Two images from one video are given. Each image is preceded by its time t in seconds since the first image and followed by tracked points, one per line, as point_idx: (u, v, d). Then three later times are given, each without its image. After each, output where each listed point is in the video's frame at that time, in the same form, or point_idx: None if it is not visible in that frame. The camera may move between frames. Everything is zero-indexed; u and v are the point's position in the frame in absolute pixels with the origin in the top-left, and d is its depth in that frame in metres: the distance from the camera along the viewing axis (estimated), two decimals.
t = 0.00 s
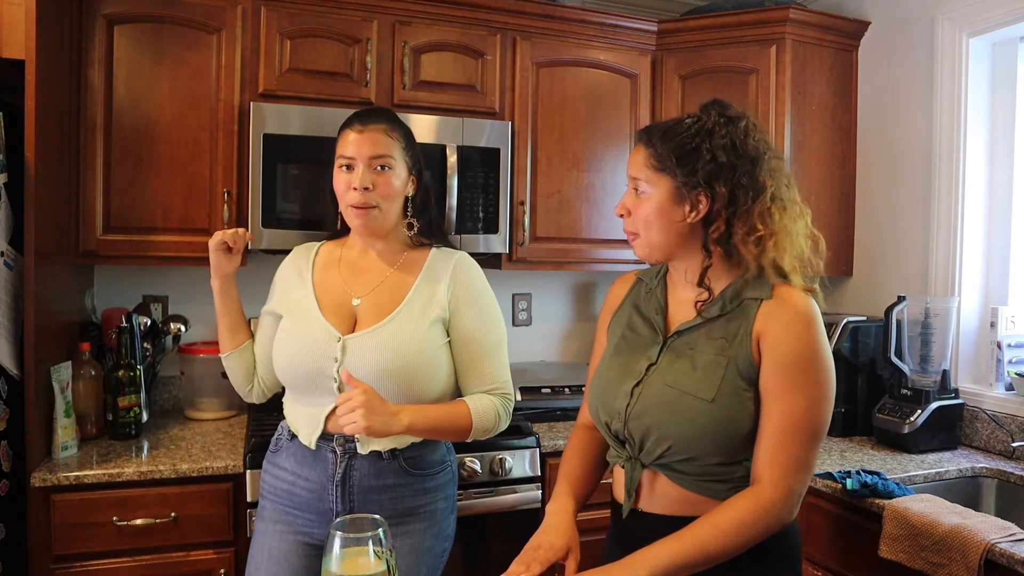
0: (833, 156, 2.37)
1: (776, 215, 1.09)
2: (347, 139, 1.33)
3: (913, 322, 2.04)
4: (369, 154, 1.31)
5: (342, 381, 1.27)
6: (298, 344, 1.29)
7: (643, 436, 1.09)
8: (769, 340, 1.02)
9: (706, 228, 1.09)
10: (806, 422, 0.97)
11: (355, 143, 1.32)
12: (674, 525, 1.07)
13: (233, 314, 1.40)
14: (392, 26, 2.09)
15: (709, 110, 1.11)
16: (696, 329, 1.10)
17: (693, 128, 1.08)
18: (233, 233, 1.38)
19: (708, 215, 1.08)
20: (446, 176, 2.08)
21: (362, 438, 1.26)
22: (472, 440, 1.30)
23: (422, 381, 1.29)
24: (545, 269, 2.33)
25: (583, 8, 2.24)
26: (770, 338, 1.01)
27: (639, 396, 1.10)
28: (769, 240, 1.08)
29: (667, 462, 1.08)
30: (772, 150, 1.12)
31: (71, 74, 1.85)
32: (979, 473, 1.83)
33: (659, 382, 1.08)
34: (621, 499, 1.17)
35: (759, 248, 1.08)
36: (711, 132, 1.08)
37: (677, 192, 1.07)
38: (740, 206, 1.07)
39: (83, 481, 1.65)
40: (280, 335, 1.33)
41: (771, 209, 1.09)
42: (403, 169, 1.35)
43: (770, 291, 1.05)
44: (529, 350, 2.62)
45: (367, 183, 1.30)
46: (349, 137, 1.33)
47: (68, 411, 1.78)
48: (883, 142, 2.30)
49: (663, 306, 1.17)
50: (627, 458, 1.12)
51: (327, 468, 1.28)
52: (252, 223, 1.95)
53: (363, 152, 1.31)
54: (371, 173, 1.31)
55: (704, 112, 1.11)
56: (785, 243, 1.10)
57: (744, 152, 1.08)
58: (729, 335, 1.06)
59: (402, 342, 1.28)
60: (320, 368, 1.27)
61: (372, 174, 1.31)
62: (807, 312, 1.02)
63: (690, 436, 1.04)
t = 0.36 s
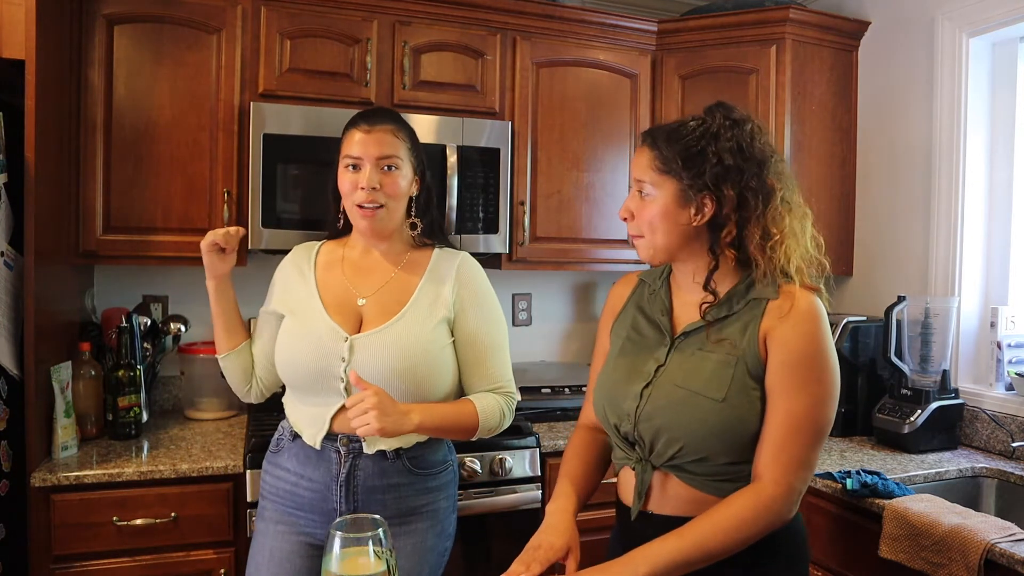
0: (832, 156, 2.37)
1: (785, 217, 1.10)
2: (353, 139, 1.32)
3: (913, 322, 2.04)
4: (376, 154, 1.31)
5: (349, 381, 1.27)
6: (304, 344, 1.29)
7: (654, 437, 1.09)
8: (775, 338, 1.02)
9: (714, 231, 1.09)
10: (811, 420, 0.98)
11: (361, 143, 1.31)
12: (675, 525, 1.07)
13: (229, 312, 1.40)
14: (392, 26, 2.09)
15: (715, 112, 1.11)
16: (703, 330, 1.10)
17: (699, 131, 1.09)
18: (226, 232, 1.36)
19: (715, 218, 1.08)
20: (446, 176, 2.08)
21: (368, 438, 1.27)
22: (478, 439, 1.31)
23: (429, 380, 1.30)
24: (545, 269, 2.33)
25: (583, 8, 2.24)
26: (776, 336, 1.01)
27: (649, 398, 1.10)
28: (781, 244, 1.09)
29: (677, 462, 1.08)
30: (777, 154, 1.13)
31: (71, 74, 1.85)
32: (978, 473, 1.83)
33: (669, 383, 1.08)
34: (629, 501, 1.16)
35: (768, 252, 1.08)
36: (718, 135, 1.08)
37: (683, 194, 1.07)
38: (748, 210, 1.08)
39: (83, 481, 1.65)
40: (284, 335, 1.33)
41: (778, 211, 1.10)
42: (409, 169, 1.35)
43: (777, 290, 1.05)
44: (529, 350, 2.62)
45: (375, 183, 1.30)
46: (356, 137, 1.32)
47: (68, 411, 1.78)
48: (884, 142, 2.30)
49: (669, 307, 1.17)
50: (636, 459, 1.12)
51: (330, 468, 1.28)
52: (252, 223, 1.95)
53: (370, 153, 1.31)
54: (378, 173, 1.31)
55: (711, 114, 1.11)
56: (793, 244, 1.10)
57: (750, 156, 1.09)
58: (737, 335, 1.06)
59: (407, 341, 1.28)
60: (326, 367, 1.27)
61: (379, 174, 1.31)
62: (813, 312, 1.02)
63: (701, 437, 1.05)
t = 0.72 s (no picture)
0: (832, 156, 2.37)
1: (786, 218, 1.10)
2: (349, 143, 1.33)
3: (913, 322, 2.04)
4: (371, 158, 1.31)
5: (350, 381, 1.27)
6: (304, 345, 1.29)
7: (656, 437, 1.09)
8: (777, 337, 1.02)
9: (716, 231, 1.10)
10: (811, 420, 0.97)
11: (357, 146, 1.32)
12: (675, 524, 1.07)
13: (229, 315, 1.39)
14: (392, 26, 2.09)
15: (718, 113, 1.11)
16: (705, 330, 1.10)
17: (702, 132, 1.09)
18: (224, 235, 1.36)
19: (718, 218, 1.08)
20: (446, 176, 2.08)
21: (369, 437, 1.27)
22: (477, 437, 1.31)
23: (429, 380, 1.30)
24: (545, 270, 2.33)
25: (583, 8, 2.24)
26: (778, 335, 1.01)
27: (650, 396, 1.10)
28: (782, 245, 1.08)
29: (679, 462, 1.08)
30: (779, 154, 1.13)
31: (71, 74, 1.85)
32: (978, 473, 1.83)
33: (671, 382, 1.08)
34: (631, 501, 1.16)
35: (770, 253, 1.08)
36: (720, 136, 1.08)
37: (686, 195, 1.07)
38: (751, 211, 1.08)
39: (83, 481, 1.65)
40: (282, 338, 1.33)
41: (781, 212, 1.10)
42: (406, 172, 1.35)
43: (779, 291, 1.05)
44: (529, 350, 2.62)
45: (369, 187, 1.30)
46: (352, 140, 1.33)
47: (68, 411, 1.78)
48: (882, 143, 2.31)
49: (671, 307, 1.17)
50: (637, 459, 1.12)
51: (331, 468, 1.28)
52: (252, 223, 1.95)
53: (365, 157, 1.31)
54: (373, 177, 1.31)
55: (713, 115, 1.11)
56: (794, 245, 1.09)
57: (754, 157, 1.09)
58: (739, 334, 1.06)
59: (407, 341, 1.28)
60: (328, 366, 1.27)
61: (374, 178, 1.31)
62: (815, 312, 1.02)
63: (703, 436, 1.05)
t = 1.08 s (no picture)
0: (833, 156, 2.37)
1: (789, 217, 1.10)
2: (350, 144, 1.32)
3: (913, 322, 2.04)
4: (374, 158, 1.31)
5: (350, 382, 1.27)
6: (304, 345, 1.29)
7: (659, 436, 1.09)
8: (778, 336, 1.02)
9: (719, 232, 1.10)
10: (812, 419, 0.97)
11: (360, 146, 1.31)
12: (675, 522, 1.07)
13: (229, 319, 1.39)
14: (392, 26, 2.09)
15: (717, 114, 1.11)
16: (707, 329, 1.10)
17: (701, 134, 1.09)
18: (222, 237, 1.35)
19: (720, 220, 1.08)
20: (446, 176, 2.07)
21: (368, 437, 1.27)
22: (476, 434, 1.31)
23: (428, 379, 1.30)
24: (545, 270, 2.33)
25: (583, 8, 2.24)
26: (780, 334, 1.01)
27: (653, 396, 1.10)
28: (786, 244, 1.09)
29: (682, 461, 1.08)
30: (780, 154, 1.13)
31: (71, 74, 1.85)
32: (978, 473, 1.83)
33: (673, 381, 1.09)
34: (633, 500, 1.16)
35: (773, 253, 1.08)
36: (721, 138, 1.08)
37: (687, 197, 1.07)
38: (753, 212, 1.08)
39: (83, 481, 1.65)
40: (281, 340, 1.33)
41: (783, 211, 1.10)
42: (407, 172, 1.35)
43: (781, 290, 1.05)
44: (529, 350, 2.62)
45: (373, 187, 1.30)
46: (353, 141, 1.32)
47: (67, 411, 1.78)
48: (882, 143, 2.31)
49: (673, 307, 1.17)
50: (640, 459, 1.12)
51: (332, 468, 1.28)
52: (252, 223, 1.95)
53: (368, 157, 1.31)
54: (377, 177, 1.31)
55: (712, 117, 1.11)
56: (798, 244, 1.10)
57: (755, 157, 1.09)
58: (741, 334, 1.06)
59: (406, 341, 1.28)
60: (327, 367, 1.27)
61: (378, 179, 1.31)
62: (817, 312, 1.02)
63: (705, 435, 1.05)
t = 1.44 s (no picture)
0: (833, 156, 2.37)
1: (792, 221, 1.10)
2: (357, 142, 1.31)
3: (913, 322, 2.04)
4: (388, 157, 1.31)
5: (350, 382, 1.26)
6: (303, 346, 1.28)
7: (658, 435, 1.09)
8: (777, 336, 1.02)
9: (721, 233, 1.10)
10: (812, 418, 0.97)
11: (372, 143, 1.31)
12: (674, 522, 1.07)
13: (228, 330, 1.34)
14: (392, 26, 2.09)
15: (725, 114, 1.10)
16: (707, 329, 1.10)
17: (707, 133, 1.08)
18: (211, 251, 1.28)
19: (722, 221, 1.08)
20: (446, 176, 2.07)
21: (369, 437, 1.28)
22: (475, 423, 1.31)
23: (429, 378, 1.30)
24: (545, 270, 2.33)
25: (583, 8, 2.24)
26: (780, 334, 1.01)
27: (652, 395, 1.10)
28: (788, 247, 1.09)
29: (681, 460, 1.08)
30: (785, 159, 1.13)
31: (71, 74, 1.85)
32: (979, 473, 1.83)
33: (673, 381, 1.08)
34: (632, 499, 1.16)
35: (776, 255, 1.09)
36: (728, 138, 1.08)
37: (691, 195, 1.07)
38: (757, 214, 1.08)
39: (83, 481, 1.65)
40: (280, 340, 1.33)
41: (787, 215, 1.10)
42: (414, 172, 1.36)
43: (781, 290, 1.05)
44: (530, 350, 2.62)
45: (387, 185, 1.30)
46: (360, 139, 1.31)
47: (68, 411, 1.78)
48: (882, 143, 2.31)
49: (673, 307, 1.17)
50: (640, 458, 1.12)
51: (332, 468, 1.28)
52: (252, 223, 1.95)
53: (380, 155, 1.31)
54: (390, 176, 1.31)
55: (721, 117, 1.10)
56: (800, 248, 1.10)
57: (761, 159, 1.09)
58: (741, 334, 1.06)
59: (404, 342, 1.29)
60: (327, 368, 1.27)
61: (391, 176, 1.31)
62: (817, 312, 1.01)
63: (704, 434, 1.05)
